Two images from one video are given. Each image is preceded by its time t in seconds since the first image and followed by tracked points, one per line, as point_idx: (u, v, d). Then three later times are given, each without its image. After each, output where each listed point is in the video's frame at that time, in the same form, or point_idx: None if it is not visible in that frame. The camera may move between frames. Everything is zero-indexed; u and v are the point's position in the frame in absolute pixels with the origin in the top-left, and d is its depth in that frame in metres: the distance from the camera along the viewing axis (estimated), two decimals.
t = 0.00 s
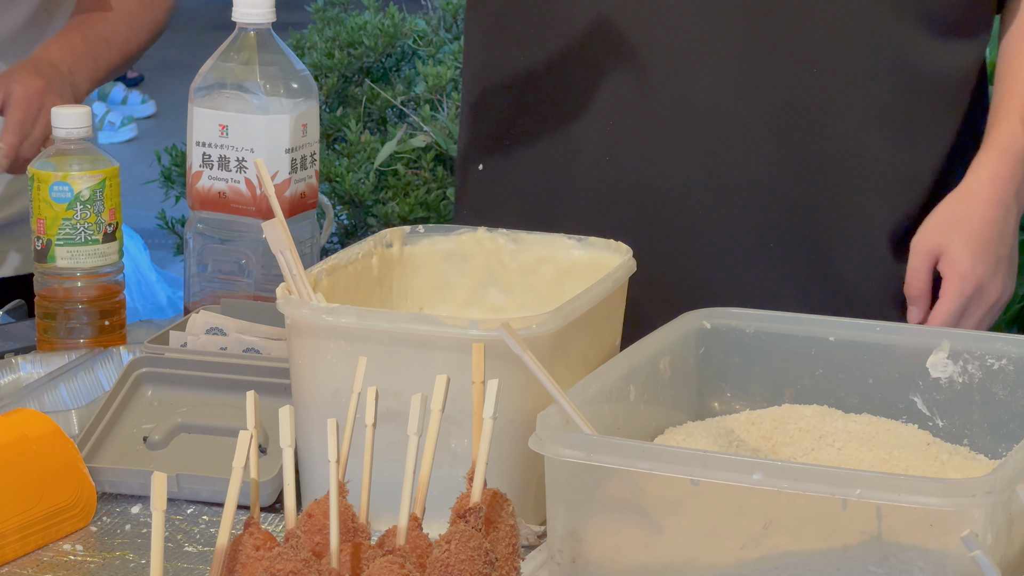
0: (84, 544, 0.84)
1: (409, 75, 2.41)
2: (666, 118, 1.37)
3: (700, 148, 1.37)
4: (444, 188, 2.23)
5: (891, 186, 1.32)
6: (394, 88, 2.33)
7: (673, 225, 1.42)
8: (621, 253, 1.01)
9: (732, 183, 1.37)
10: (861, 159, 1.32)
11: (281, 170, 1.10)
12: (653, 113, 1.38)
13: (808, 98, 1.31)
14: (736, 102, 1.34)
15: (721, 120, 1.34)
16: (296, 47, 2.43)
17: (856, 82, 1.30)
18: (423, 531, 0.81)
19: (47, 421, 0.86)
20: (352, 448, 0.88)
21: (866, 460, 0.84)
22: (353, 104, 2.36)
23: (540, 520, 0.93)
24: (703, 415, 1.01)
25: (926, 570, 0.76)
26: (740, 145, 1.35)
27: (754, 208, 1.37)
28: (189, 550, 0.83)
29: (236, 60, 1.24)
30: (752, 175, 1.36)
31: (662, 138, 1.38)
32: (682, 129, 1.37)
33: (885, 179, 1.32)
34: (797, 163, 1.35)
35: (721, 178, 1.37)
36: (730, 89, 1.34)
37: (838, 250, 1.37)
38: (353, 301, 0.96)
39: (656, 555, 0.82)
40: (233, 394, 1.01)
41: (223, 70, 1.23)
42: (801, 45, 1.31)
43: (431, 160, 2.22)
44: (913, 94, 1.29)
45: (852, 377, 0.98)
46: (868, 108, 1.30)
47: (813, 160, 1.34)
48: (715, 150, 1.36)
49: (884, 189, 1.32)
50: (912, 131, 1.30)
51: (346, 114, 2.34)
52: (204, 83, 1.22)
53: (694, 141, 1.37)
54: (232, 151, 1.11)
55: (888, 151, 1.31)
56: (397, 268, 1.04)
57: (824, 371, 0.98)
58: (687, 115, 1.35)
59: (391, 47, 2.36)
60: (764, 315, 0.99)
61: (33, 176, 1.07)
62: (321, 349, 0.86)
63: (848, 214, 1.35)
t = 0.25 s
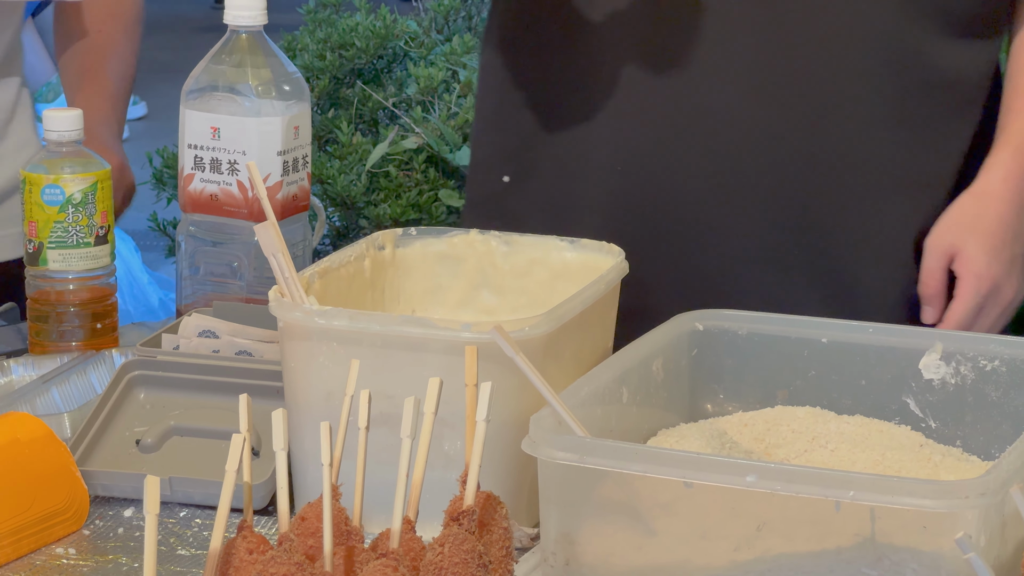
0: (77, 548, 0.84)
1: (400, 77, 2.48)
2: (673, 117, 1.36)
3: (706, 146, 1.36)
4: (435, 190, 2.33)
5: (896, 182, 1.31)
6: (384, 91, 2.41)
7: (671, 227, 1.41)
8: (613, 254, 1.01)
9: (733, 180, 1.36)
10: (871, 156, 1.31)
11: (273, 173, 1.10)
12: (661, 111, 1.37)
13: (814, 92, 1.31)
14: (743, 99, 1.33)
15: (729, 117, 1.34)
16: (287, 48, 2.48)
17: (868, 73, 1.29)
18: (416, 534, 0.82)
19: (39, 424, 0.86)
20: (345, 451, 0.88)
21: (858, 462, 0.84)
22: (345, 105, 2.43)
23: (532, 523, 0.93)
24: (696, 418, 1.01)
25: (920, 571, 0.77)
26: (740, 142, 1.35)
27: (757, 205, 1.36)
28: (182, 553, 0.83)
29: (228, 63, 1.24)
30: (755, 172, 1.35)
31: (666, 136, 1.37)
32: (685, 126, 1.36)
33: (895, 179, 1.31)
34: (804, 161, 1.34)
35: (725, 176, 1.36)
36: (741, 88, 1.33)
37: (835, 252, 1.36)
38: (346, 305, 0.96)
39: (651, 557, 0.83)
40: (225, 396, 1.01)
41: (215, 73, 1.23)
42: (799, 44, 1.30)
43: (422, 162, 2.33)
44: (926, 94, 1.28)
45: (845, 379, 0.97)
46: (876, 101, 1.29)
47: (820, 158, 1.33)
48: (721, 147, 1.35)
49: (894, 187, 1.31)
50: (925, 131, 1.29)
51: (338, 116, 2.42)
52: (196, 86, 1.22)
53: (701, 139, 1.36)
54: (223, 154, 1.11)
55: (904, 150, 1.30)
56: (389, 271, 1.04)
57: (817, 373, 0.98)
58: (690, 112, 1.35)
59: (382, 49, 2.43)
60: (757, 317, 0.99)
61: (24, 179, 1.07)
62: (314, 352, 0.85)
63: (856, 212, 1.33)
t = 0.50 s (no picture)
0: (61, 550, 0.84)
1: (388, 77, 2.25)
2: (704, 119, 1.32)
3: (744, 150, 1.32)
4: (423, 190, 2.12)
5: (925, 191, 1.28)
6: (370, 90, 2.19)
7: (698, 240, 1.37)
8: (599, 253, 1.01)
9: (760, 186, 1.32)
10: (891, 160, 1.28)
11: (258, 173, 1.10)
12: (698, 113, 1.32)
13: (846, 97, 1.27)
14: (775, 104, 1.29)
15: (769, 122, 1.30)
16: (271, 48, 2.27)
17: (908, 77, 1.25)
18: (401, 534, 0.82)
19: (23, 426, 0.85)
20: (330, 451, 0.87)
21: (844, 460, 0.84)
22: (330, 106, 2.20)
23: (518, 523, 0.93)
24: (682, 417, 1.00)
25: (905, 570, 0.78)
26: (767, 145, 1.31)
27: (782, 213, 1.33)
28: (167, 555, 0.83)
29: (213, 63, 1.24)
30: (784, 179, 1.32)
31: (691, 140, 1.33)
32: (718, 131, 1.32)
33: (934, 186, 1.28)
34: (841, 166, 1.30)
35: (751, 180, 1.32)
36: (783, 92, 1.29)
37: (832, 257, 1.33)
38: (332, 304, 0.96)
39: (636, 556, 0.83)
40: (210, 397, 1.01)
41: (200, 73, 1.23)
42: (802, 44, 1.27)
43: (411, 162, 2.12)
44: (987, 99, 1.24)
45: (831, 377, 0.97)
46: (905, 105, 1.26)
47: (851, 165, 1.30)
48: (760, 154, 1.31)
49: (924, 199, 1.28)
50: (976, 138, 1.25)
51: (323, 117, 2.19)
52: (180, 86, 1.22)
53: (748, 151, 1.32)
54: (208, 154, 1.11)
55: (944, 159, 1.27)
56: (374, 270, 1.04)
57: (802, 372, 0.98)
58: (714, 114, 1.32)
59: (370, 48, 2.20)
60: (743, 316, 0.99)
61: (8, 180, 1.07)
62: (300, 352, 0.85)
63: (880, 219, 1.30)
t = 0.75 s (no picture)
0: (38, 552, 0.83)
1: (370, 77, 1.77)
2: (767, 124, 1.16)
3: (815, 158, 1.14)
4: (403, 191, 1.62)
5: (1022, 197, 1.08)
6: (348, 86, 1.73)
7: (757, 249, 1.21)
8: (575, 252, 1.01)
9: (823, 195, 1.15)
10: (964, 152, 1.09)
11: (235, 173, 1.10)
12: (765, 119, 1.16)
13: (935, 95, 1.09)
14: (843, 98, 1.12)
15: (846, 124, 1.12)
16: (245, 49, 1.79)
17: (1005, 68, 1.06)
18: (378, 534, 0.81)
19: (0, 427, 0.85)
20: (308, 451, 0.87)
21: (823, 458, 0.84)
22: (308, 105, 1.72)
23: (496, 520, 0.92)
24: (662, 416, 1.01)
25: (883, 568, 0.78)
26: (825, 141, 1.14)
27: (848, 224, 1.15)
28: (145, 556, 0.82)
29: (190, 63, 1.24)
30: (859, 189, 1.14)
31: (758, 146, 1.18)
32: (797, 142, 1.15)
33: None
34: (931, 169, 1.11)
35: (813, 189, 1.15)
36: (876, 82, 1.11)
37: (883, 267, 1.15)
38: (309, 304, 0.96)
39: (615, 555, 0.83)
40: (189, 397, 1.01)
41: (177, 72, 1.23)
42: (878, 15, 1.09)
43: (391, 162, 1.63)
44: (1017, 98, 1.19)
45: (810, 375, 0.98)
46: (985, 100, 1.08)
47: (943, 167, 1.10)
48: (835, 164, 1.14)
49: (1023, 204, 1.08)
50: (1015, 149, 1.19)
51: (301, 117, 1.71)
52: (156, 86, 1.22)
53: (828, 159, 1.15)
54: (185, 154, 1.11)
55: None
56: (352, 269, 1.04)
57: (781, 370, 0.98)
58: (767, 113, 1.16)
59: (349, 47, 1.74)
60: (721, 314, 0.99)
61: None
62: (277, 351, 0.84)
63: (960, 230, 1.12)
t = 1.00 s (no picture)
0: (14, 553, 0.83)
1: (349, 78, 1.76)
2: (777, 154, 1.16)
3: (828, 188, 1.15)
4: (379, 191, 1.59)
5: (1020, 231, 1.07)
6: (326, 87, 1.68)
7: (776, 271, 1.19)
8: (553, 250, 1.01)
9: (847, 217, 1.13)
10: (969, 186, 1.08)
11: (210, 173, 1.10)
12: (781, 155, 1.16)
13: (960, 143, 1.07)
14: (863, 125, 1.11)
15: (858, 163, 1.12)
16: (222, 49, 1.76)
17: None
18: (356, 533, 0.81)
19: None
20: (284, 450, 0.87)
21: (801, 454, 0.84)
22: (285, 105, 1.71)
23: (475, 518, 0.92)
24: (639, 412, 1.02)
25: (861, 565, 0.79)
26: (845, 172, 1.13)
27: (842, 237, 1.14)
28: (122, 557, 0.82)
29: (165, 62, 1.24)
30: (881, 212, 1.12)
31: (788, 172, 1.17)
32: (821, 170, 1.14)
33: None
34: (948, 217, 1.10)
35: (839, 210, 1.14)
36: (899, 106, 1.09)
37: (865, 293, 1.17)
38: (286, 303, 0.96)
39: (593, 553, 0.83)
40: (167, 397, 1.00)
41: (152, 72, 1.23)
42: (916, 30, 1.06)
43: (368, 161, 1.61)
44: None
45: (787, 371, 0.98)
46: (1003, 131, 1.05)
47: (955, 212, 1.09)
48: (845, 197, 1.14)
49: (1022, 225, 1.07)
50: None
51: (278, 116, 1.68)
52: (132, 85, 1.22)
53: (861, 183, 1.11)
54: (161, 154, 1.10)
55: None
56: (329, 268, 1.03)
57: (759, 367, 0.98)
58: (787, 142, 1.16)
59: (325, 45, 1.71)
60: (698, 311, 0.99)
61: None
62: (253, 351, 0.83)
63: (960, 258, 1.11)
